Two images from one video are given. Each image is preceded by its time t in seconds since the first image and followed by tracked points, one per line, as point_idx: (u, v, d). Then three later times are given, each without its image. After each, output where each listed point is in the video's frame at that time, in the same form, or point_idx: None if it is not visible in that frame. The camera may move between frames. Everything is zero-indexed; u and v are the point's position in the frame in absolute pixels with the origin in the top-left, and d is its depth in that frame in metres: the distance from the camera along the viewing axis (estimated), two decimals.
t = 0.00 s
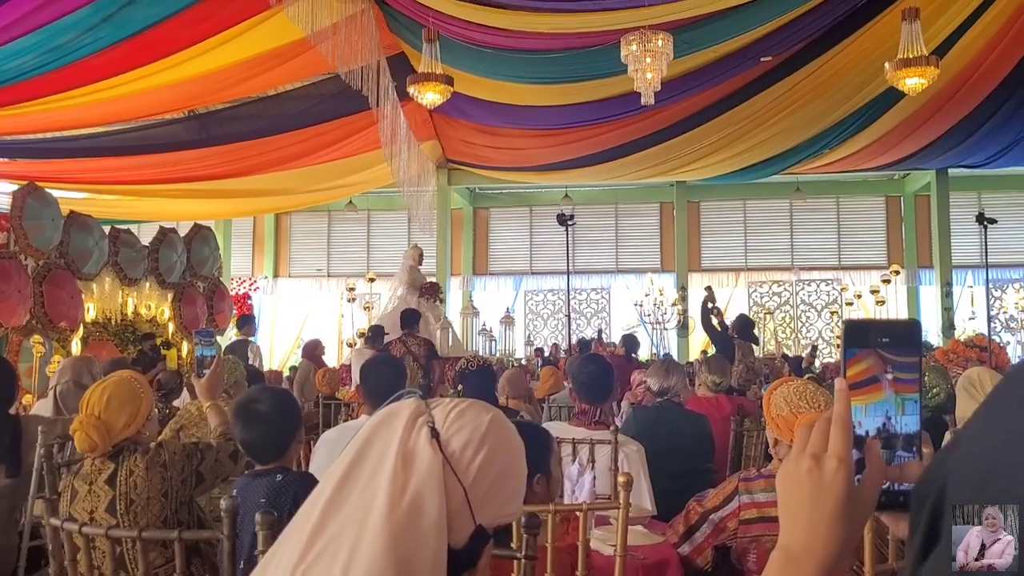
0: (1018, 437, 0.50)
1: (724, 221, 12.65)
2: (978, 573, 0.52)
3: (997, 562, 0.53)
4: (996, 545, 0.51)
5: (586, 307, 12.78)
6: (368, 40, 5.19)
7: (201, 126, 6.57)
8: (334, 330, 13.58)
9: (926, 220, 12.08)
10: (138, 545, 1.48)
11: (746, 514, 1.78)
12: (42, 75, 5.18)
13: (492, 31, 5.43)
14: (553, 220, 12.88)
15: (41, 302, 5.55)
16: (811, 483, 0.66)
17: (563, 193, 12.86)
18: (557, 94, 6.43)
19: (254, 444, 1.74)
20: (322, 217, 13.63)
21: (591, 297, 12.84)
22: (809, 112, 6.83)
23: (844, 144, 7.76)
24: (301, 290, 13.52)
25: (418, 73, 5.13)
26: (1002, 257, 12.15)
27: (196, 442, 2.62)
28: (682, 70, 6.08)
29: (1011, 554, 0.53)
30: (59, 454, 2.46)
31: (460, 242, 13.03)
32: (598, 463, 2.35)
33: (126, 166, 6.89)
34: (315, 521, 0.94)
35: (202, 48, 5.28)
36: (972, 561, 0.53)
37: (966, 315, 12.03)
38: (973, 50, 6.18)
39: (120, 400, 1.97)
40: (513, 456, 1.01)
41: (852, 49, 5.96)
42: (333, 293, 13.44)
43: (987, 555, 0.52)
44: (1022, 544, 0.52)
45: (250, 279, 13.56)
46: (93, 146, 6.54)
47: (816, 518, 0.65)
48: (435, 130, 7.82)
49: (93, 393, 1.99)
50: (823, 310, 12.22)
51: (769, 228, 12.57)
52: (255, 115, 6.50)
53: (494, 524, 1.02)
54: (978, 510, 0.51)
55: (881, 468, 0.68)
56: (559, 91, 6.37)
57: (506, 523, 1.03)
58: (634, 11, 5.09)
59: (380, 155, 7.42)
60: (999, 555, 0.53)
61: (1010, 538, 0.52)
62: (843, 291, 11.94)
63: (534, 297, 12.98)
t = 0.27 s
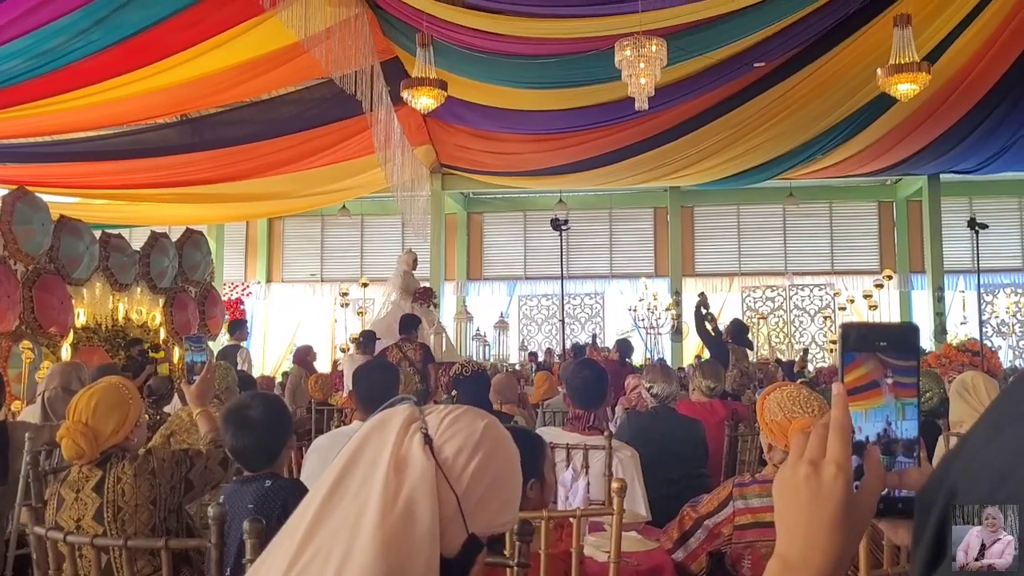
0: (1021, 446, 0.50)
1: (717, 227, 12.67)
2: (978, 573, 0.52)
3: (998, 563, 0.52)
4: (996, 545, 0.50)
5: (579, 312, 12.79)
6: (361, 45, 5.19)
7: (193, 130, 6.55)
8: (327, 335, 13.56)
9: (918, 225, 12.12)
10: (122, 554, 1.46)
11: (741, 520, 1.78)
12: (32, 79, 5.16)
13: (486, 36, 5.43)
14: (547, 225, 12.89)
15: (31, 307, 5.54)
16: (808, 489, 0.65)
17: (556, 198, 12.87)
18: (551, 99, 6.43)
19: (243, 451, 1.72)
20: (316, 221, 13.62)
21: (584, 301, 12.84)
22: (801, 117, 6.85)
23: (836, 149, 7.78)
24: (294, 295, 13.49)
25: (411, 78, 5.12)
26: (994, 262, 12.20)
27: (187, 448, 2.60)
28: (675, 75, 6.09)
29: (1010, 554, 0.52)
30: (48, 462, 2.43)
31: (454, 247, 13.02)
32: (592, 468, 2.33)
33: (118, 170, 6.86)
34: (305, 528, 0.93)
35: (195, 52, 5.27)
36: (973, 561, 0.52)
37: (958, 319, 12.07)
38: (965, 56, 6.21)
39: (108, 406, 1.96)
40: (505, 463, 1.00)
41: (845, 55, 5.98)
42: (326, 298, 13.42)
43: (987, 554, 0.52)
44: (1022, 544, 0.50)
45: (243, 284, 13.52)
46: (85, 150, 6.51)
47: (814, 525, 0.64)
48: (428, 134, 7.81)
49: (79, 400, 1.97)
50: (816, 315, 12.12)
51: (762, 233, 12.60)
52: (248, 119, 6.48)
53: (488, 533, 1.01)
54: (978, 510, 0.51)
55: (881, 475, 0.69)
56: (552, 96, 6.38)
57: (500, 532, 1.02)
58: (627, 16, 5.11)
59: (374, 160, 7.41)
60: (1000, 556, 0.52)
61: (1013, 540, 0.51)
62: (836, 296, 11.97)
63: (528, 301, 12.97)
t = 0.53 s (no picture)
0: None
1: (712, 231, 12.67)
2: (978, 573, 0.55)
3: (998, 563, 0.56)
4: (996, 545, 0.54)
5: (575, 316, 12.79)
6: (357, 50, 5.19)
7: (190, 135, 6.54)
8: (323, 339, 13.52)
9: (915, 229, 12.13)
10: (118, 558, 1.45)
11: (738, 526, 1.77)
12: (32, 84, 5.14)
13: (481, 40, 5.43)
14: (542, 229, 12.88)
15: (30, 311, 5.52)
16: (812, 499, 0.64)
17: (552, 202, 12.86)
18: (547, 103, 6.43)
19: (241, 455, 1.71)
20: (311, 226, 13.58)
21: (580, 306, 12.84)
22: (797, 122, 6.86)
23: (833, 153, 7.79)
24: (290, 299, 13.46)
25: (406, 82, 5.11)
26: (991, 266, 12.21)
27: (184, 451, 2.58)
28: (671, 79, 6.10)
29: (1012, 554, 0.55)
30: (43, 466, 2.41)
31: (449, 252, 13.01)
32: (588, 474, 2.32)
33: (114, 175, 6.85)
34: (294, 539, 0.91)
35: (191, 58, 5.27)
36: (973, 561, 0.56)
37: (955, 324, 12.08)
38: (961, 60, 6.22)
39: (104, 409, 1.94)
40: (500, 465, 0.98)
41: (841, 59, 5.99)
42: (322, 302, 13.39)
43: (987, 554, 0.55)
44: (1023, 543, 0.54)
45: (239, 288, 13.49)
46: (81, 155, 6.50)
47: (818, 537, 0.63)
48: (424, 138, 7.81)
49: (75, 404, 1.95)
50: (812, 319, 12.20)
51: (757, 237, 12.60)
52: (244, 124, 6.47)
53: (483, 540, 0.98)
54: (978, 510, 0.54)
55: (885, 487, 0.68)
56: (549, 100, 6.37)
57: (497, 538, 1.00)
58: (623, 21, 5.12)
59: (369, 164, 7.40)
60: (999, 556, 0.55)
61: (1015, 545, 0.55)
62: (832, 301, 11.98)
63: (524, 306, 12.97)
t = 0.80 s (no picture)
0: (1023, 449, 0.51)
1: (708, 237, 12.69)
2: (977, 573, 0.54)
3: (999, 563, 0.54)
4: (996, 545, 0.52)
5: (571, 322, 12.81)
6: (353, 56, 5.20)
7: (186, 141, 6.54)
8: (320, 345, 13.52)
9: (910, 236, 12.16)
10: (114, 564, 1.44)
11: (737, 533, 1.76)
12: (29, 91, 5.15)
13: (477, 46, 5.44)
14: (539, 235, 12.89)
15: (26, 317, 5.51)
16: (816, 505, 0.64)
17: (548, 208, 12.88)
18: (543, 108, 6.44)
19: (239, 459, 1.71)
20: (307, 232, 13.58)
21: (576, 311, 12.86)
22: (793, 128, 6.89)
23: (829, 159, 7.82)
24: (287, 305, 13.45)
25: (403, 88, 5.12)
26: (988, 273, 12.25)
27: (181, 456, 2.57)
28: (667, 85, 6.11)
29: (1012, 554, 0.53)
30: (41, 472, 2.41)
31: (445, 258, 13.02)
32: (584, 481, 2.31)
33: (110, 181, 6.84)
34: (289, 548, 0.91)
35: (187, 64, 5.26)
36: (973, 561, 0.54)
37: (953, 330, 12.13)
38: (958, 65, 6.25)
39: (102, 414, 1.94)
40: (497, 470, 0.97)
41: (838, 65, 6.01)
42: (318, 308, 13.38)
43: (986, 555, 0.53)
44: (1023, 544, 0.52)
45: (234, 294, 13.48)
46: (76, 161, 6.49)
47: (821, 539, 0.64)
48: (420, 144, 7.81)
49: (72, 409, 1.95)
50: (809, 325, 12.27)
51: (753, 243, 12.63)
52: (240, 130, 6.47)
53: (482, 547, 0.98)
54: (979, 510, 0.52)
55: (890, 493, 0.68)
56: (546, 105, 6.38)
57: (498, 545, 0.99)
58: (619, 27, 5.13)
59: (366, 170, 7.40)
60: (1000, 556, 0.53)
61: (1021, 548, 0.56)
62: (828, 307, 12.02)
63: (520, 312, 12.99)
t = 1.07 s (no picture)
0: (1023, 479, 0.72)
1: (709, 254, 12.70)
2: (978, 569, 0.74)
3: (998, 563, 0.73)
4: (993, 545, 0.73)
5: (573, 340, 12.79)
6: (356, 77, 5.24)
7: (188, 161, 6.57)
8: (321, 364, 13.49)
9: (911, 254, 12.16)
10: None
11: (741, 559, 1.75)
12: (31, 112, 5.17)
13: (478, 66, 5.47)
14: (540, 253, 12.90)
15: (26, 337, 5.50)
16: (826, 549, 0.73)
17: (549, 226, 12.90)
18: (544, 128, 6.47)
19: (235, 483, 1.69)
20: (309, 250, 13.60)
21: (577, 329, 12.85)
22: (792, 147, 6.91)
23: (829, 178, 7.83)
24: (288, 323, 13.44)
25: (404, 108, 5.13)
26: (990, 290, 12.23)
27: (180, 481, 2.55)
28: (668, 105, 6.15)
29: (1011, 555, 0.72)
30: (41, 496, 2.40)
31: (446, 276, 13.02)
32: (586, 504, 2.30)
33: (112, 201, 6.86)
34: None
35: (190, 85, 5.29)
36: (975, 561, 0.74)
37: (955, 347, 12.10)
38: (956, 84, 6.27)
39: (102, 439, 1.91)
40: (494, 495, 0.97)
41: (836, 84, 6.03)
42: (320, 326, 13.37)
43: (986, 554, 0.74)
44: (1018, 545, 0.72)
45: (236, 313, 13.54)
46: (78, 182, 6.52)
47: None
48: (422, 163, 7.83)
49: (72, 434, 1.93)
50: (810, 343, 12.20)
51: (754, 260, 12.63)
52: (241, 150, 6.49)
53: None
54: (980, 515, 0.74)
55: (895, 531, 0.79)
56: (547, 124, 6.41)
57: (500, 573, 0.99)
58: (619, 48, 5.17)
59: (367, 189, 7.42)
60: (998, 557, 0.73)
61: None
62: (829, 325, 12.00)
63: (522, 330, 12.98)
